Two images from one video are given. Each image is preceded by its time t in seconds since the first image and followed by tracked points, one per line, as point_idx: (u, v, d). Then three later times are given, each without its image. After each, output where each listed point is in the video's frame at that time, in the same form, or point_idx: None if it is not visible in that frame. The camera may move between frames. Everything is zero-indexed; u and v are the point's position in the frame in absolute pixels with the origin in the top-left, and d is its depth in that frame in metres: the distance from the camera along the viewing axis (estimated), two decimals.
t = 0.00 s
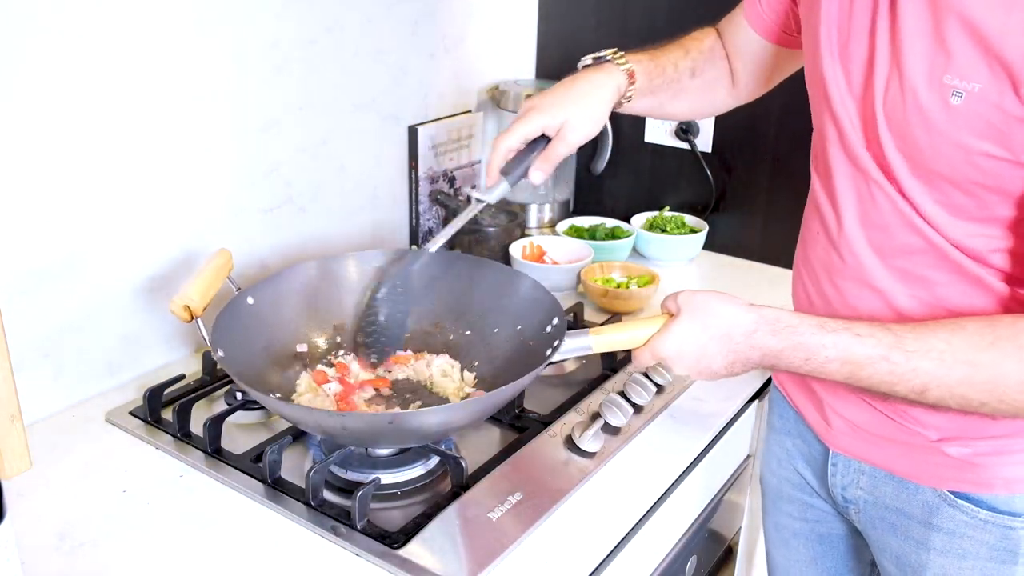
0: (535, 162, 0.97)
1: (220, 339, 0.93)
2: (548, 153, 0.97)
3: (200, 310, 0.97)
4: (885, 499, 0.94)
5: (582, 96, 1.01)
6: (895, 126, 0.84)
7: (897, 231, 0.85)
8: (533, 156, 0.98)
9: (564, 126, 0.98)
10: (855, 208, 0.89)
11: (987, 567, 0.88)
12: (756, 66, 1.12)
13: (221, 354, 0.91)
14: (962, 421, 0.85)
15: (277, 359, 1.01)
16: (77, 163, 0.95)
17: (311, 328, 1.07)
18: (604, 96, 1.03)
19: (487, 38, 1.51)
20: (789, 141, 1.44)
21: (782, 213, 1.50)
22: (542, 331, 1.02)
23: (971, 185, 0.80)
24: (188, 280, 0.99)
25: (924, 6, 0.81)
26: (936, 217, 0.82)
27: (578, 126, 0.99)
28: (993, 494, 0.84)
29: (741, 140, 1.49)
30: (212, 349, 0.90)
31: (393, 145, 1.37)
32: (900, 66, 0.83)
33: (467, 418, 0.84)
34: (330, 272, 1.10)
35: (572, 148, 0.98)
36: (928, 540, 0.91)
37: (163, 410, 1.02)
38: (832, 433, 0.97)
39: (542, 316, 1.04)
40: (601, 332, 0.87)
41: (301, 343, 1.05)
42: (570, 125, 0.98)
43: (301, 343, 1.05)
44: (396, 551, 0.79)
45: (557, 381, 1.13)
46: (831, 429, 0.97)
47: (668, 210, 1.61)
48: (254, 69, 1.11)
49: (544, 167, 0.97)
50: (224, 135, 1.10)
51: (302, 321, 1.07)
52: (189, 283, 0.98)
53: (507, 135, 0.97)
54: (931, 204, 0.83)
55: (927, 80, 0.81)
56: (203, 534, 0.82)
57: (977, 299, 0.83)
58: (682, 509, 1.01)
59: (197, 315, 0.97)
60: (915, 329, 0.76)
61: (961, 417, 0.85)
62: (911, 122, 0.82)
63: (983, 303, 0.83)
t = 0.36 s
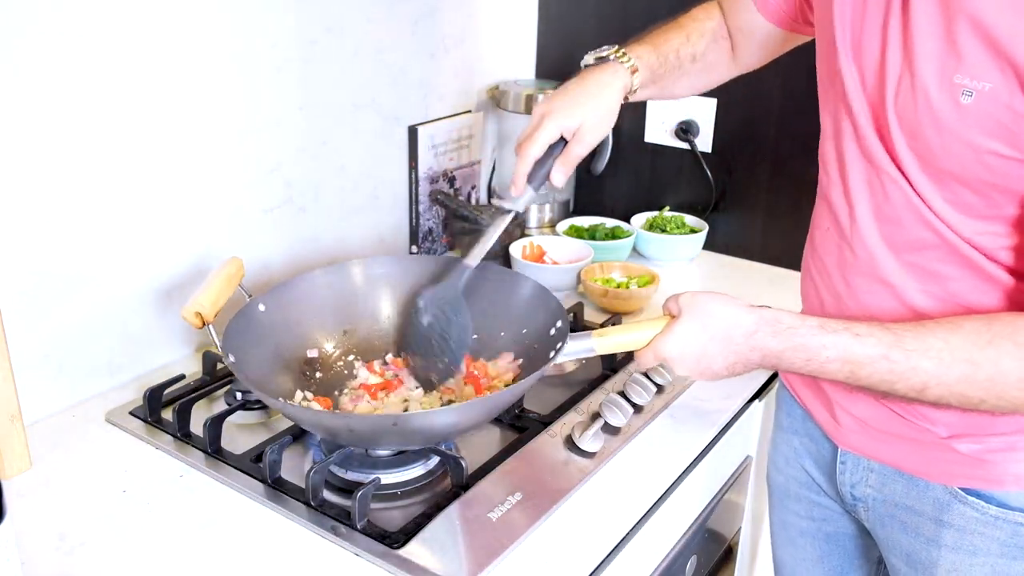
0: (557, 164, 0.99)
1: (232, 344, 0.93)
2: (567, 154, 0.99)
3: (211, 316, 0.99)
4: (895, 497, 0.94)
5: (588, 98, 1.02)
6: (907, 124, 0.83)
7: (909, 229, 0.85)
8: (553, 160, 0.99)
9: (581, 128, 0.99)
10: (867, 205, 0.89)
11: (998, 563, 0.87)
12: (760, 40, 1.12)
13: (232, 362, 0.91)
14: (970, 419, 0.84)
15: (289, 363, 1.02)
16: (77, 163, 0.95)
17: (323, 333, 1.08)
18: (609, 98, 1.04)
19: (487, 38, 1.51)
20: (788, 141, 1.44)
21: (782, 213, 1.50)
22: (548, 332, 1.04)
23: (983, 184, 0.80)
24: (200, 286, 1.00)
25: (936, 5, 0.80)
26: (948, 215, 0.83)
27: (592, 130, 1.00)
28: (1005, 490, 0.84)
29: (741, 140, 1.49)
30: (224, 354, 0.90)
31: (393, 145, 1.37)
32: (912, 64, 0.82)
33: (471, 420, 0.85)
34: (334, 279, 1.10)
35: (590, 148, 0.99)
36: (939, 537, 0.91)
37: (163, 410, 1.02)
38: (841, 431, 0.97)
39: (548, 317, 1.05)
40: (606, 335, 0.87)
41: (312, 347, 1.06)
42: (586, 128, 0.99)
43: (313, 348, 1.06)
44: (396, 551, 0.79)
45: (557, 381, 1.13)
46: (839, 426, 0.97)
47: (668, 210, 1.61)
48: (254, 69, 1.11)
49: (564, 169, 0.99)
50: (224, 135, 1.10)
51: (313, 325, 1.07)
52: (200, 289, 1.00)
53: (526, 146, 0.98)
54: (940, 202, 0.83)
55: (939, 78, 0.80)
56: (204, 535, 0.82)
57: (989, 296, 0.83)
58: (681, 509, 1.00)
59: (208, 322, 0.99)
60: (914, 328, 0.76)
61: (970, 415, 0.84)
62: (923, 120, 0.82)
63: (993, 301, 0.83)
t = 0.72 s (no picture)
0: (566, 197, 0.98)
1: (241, 348, 0.94)
2: (578, 183, 0.99)
3: (221, 322, 0.99)
4: (895, 491, 0.94)
5: (591, 124, 1.03)
6: (908, 123, 0.84)
7: (910, 228, 0.85)
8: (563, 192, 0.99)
9: (586, 155, 1.00)
10: (868, 204, 0.89)
11: (997, 557, 0.88)
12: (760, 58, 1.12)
13: (241, 365, 0.92)
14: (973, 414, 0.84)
15: (295, 369, 1.02)
16: (78, 163, 0.95)
17: (332, 340, 1.08)
18: (610, 125, 1.05)
19: (487, 39, 1.51)
20: (789, 141, 1.44)
21: (782, 214, 1.50)
22: (549, 340, 1.03)
23: (984, 183, 0.80)
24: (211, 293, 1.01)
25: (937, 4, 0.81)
26: (950, 213, 0.83)
27: (597, 154, 1.01)
28: (1005, 485, 0.85)
29: (742, 140, 1.49)
30: (234, 359, 0.91)
31: (393, 145, 1.37)
32: (914, 64, 0.83)
33: (476, 425, 0.85)
34: (341, 286, 1.11)
35: (597, 178, 0.99)
36: (940, 531, 0.91)
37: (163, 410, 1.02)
38: (846, 426, 0.97)
39: (549, 326, 1.05)
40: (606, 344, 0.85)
41: (320, 353, 1.06)
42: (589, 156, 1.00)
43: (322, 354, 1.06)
44: (396, 551, 0.79)
45: (557, 381, 1.13)
46: (844, 421, 0.97)
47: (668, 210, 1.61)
48: (254, 69, 1.11)
49: (577, 200, 0.98)
50: (224, 135, 1.10)
51: (322, 331, 1.08)
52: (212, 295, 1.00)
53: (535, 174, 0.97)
54: (943, 201, 0.83)
55: (939, 77, 0.81)
56: (204, 535, 0.82)
57: (993, 295, 0.83)
58: (681, 508, 1.01)
59: (219, 328, 0.99)
60: (907, 332, 0.77)
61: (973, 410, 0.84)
62: (923, 119, 0.82)
63: (997, 301, 0.83)
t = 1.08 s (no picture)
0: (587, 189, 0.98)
1: (243, 337, 0.96)
2: (598, 172, 0.99)
3: (225, 308, 1.02)
4: (896, 487, 0.94)
5: (609, 117, 1.04)
6: (909, 120, 0.84)
7: (913, 224, 0.85)
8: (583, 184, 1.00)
9: (605, 145, 1.01)
10: (870, 202, 0.89)
11: (997, 554, 0.89)
12: (771, 66, 1.12)
13: (243, 352, 0.93)
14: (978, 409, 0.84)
15: (298, 363, 1.03)
16: (77, 162, 0.95)
17: (336, 336, 1.09)
18: (632, 118, 1.06)
19: (487, 39, 1.51)
20: (789, 141, 1.44)
21: (782, 213, 1.50)
22: (545, 343, 1.03)
23: (986, 179, 0.80)
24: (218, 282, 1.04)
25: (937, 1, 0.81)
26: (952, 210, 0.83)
27: (615, 144, 1.02)
28: (1007, 482, 0.85)
29: (742, 140, 1.49)
30: (235, 344, 0.93)
31: (393, 144, 1.37)
32: (914, 61, 0.83)
33: (475, 419, 0.86)
34: (342, 283, 1.11)
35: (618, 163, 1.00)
36: (940, 527, 0.91)
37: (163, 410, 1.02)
38: (848, 424, 0.96)
39: (547, 329, 1.04)
40: (603, 349, 0.88)
41: (324, 347, 1.07)
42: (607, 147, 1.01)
43: (325, 347, 1.07)
44: (396, 551, 0.79)
45: (557, 381, 1.13)
46: (846, 420, 0.96)
47: (668, 210, 1.61)
48: (254, 68, 1.11)
49: (597, 190, 0.98)
50: (223, 135, 1.10)
51: (325, 326, 1.09)
52: (218, 283, 1.04)
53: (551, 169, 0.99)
54: (944, 197, 0.83)
55: (939, 74, 0.81)
56: (205, 534, 0.82)
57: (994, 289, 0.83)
58: (682, 506, 1.00)
59: (222, 314, 1.02)
60: (902, 335, 0.76)
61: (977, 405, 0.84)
62: (924, 116, 0.82)
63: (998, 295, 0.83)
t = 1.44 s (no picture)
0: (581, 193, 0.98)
1: (242, 337, 0.96)
2: (596, 179, 0.98)
3: (225, 308, 1.02)
4: (890, 491, 0.94)
5: (615, 121, 1.02)
6: (915, 128, 0.84)
7: (916, 233, 0.85)
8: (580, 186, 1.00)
9: (606, 149, 0.99)
10: (875, 209, 0.89)
11: (979, 567, 0.88)
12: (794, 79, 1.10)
13: (242, 352, 0.93)
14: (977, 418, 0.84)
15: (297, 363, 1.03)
16: (78, 162, 0.95)
17: (336, 336, 1.09)
18: (640, 126, 1.04)
19: (487, 38, 1.51)
20: (789, 141, 1.44)
21: (782, 214, 1.50)
22: (545, 344, 1.03)
23: (990, 190, 0.79)
24: (218, 281, 1.04)
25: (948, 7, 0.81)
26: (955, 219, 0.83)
27: (619, 149, 1.00)
28: (1001, 495, 0.84)
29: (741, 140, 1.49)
30: (235, 345, 0.93)
31: (393, 145, 1.37)
32: (923, 68, 0.83)
33: (476, 419, 0.86)
34: (341, 282, 1.11)
35: (618, 169, 0.99)
36: (924, 533, 0.91)
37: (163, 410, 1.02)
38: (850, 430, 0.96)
39: (547, 329, 1.05)
40: (603, 349, 0.88)
41: (323, 347, 1.07)
42: (611, 148, 0.99)
43: (325, 347, 1.08)
44: (396, 551, 0.79)
45: (557, 381, 1.13)
46: (850, 424, 0.96)
47: (668, 210, 1.61)
48: (254, 69, 1.11)
49: (591, 195, 0.97)
50: (224, 135, 1.10)
51: (326, 326, 1.09)
52: (218, 283, 1.04)
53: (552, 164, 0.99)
54: (947, 207, 0.83)
55: (947, 81, 0.81)
56: (206, 534, 0.82)
57: (995, 304, 0.83)
58: (682, 508, 1.00)
59: (222, 313, 1.02)
60: (915, 343, 0.76)
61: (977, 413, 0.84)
62: (930, 124, 0.82)
63: (999, 310, 0.83)
